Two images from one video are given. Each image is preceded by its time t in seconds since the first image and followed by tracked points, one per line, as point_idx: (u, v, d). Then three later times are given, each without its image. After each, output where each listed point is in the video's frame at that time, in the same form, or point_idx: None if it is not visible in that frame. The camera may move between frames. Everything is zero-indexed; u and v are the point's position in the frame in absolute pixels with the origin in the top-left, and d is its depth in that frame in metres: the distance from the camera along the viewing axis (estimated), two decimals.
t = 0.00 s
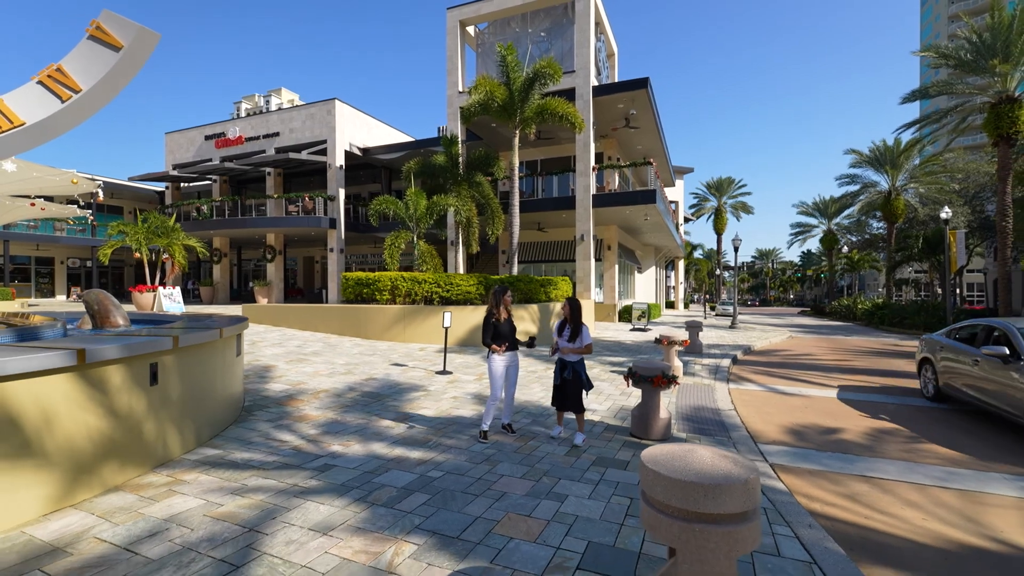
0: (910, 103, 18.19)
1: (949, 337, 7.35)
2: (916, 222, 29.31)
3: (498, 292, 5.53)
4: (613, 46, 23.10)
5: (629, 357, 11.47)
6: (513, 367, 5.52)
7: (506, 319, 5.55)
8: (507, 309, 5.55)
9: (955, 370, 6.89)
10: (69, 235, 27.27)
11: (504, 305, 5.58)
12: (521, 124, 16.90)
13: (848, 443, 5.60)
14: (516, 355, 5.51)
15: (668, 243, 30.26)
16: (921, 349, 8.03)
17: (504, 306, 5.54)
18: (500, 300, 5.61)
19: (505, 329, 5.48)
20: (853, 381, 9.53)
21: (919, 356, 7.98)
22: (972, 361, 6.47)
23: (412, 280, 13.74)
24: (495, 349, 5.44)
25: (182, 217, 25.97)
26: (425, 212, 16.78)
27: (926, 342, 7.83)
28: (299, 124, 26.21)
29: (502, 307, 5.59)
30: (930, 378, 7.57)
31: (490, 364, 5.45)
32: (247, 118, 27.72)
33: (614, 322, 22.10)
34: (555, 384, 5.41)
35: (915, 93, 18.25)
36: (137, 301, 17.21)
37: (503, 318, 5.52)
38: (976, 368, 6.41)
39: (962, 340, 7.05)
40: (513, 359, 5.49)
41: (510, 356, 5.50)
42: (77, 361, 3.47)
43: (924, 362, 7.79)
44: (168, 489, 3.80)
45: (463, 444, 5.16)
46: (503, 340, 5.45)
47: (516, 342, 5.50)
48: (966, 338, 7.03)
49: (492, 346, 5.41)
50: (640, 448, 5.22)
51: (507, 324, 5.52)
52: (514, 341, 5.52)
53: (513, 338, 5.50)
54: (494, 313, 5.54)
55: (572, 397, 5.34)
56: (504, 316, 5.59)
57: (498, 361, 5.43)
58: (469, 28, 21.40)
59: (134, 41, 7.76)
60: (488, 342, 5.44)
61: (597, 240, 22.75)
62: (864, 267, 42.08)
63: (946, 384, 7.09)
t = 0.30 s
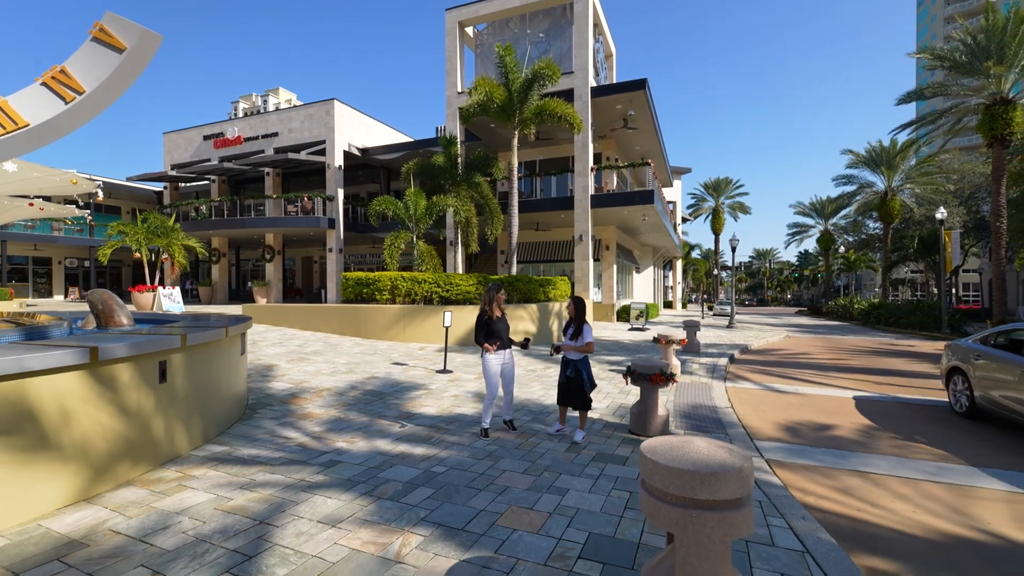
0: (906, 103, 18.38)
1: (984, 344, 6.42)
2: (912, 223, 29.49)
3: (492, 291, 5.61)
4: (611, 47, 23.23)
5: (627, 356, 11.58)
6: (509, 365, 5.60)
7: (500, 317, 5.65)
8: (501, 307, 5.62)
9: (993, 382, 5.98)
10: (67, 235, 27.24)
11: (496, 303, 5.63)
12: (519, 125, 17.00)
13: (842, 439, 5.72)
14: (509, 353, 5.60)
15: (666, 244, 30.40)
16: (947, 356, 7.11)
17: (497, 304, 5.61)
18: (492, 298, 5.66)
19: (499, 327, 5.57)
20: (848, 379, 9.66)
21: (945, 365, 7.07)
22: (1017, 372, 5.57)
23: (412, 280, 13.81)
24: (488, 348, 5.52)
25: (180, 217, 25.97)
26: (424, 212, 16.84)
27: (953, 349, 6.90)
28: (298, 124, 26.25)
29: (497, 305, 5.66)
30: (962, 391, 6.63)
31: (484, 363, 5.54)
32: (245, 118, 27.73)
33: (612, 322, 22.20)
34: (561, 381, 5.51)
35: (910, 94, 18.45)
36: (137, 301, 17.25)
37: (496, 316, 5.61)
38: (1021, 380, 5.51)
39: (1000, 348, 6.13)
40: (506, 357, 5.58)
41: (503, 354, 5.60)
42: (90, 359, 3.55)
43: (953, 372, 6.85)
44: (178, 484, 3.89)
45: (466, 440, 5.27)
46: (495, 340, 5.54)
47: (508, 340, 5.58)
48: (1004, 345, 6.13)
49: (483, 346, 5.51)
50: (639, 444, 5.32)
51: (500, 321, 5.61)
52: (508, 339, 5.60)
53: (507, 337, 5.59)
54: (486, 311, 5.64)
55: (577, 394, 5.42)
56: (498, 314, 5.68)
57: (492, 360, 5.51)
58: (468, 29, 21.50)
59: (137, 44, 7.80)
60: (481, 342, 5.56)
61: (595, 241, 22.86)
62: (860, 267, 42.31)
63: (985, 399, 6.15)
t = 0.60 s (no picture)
0: (900, 105, 18.57)
1: None
2: (907, 223, 29.71)
3: (487, 291, 5.70)
4: (608, 48, 23.36)
5: (625, 356, 11.70)
6: (506, 365, 5.71)
7: (496, 316, 5.75)
8: (496, 306, 5.72)
9: None
10: (64, 235, 27.19)
11: (492, 303, 5.73)
12: (517, 127, 17.11)
13: (834, 436, 5.86)
14: (504, 352, 5.69)
15: (663, 244, 30.61)
16: (985, 365, 6.18)
17: (493, 304, 5.71)
18: (488, 298, 5.75)
19: (495, 327, 5.66)
20: (842, 378, 9.83)
21: (983, 376, 6.15)
22: None
23: (411, 280, 13.89)
24: (483, 348, 5.63)
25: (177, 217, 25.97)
26: (423, 213, 16.93)
27: (995, 357, 5.96)
28: (296, 124, 26.29)
29: (493, 304, 5.76)
30: (1007, 408, 5.70)
31: (480, 364, 5.65)
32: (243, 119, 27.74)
33: (609, 322, 22.33)
34: (562, 381, 5.63)
35: (905, 96, 18.63)
36: (135, 301, 17.27)
37: (492, 316, 5.71)
38: None
39: None
40: (502, 357, 5.69)
41: (498, 354, 5.71)
42: (104, 358, 3.64)
43: (995, 386, 5.93)
44: (188, 479, 3.99)
45: (467, 438, 5.39)
46: (490, 340, 5.64)
47: (503, 339, 5.66)
48: None
49: (479, 346, 5.62)
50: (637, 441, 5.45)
51: (495, 321, 5.70)
52: (504, 339, 5.69)
53: (503, 336, 5.68)
54: (481, 311, 5.74)
55: (577, 394, 5.54)
56: (494, 314, 5.77)
57: (488, 361, 5.63)
58: (466, 30, 21.60)
59: (140, 46, 7.85)
60: (476, 342, 5.66)
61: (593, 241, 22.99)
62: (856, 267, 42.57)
63: None
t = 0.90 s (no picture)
0: (894, 107, 18.76)
1: None
2: (900, 224, 29.99)
3: (483, 291, 5.79)
4: (605, 50, 23.49)
5: (622, 356, 11.82)
6: (503, 365, 5.81)
7: (492, 316, 5.85)
8: (492, 306, 5.82)
9: None
10: (58, 235, 27.06)
11: (488, 303, 5.81)
12: (515, 128, 17.24)
13: (826, 433, 6.00)
14: (501, 352, 5.78)
15: (659, 244, 30.82)
16: None
17: (489, 304, 5.81)
18: (483, 298, 5.84)
19: (490, 327, 5.76)
20: (836, 377, 9.98)
21: None
22: None
23: (409, 280, 13.96)
24: (480, 348, 5.71)
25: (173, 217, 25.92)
26: (421, 213, 17.01)
27: None
28: (293, 124, 26.28)
29: (489, 305, 5.86)
30: None
31: (477, 364, 5.73)
32: (240, 119, 27.72)
33: (606, 322, 22.47)
34: (561, 381, 5.73)
35: (897, 99, 18.82)
36: (132, 301, 17.24)
37: (488, 317, 5.80)
38: None
39: None
40: (498, 357, 5.78)
41: (495, 354, 5.79)
42: (113, 356, 3.72)
43: None
44: (195, 476, 4.07)
45: (467, 435, 5.49)
46: (486, 341, 5.72)
47: (499, 339, 5.75)
48: None
49: (475, 347, 5.70)
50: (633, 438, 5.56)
51: (491, 321, 5.80)
52: (500, 339, 5.78)
53: (499, 336, 5.78)
54: (478, 312, 5.83)
55: (576, 394, 5.65)
56: (490, 314, 5.87)
57: (485, 361, 5.72)
58: (464, 31, 21.70)
59: (141, 48, 7.90)
60: (472, 342, 5.74)
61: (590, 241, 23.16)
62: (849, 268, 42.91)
63: None
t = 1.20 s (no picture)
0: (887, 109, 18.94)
1: None
2: (894, 224, 30.25)
3: (479, 290, 5.91)
4: (602, 51, 23.65)
5: (618, 355, 11.96)
6: (501, 363, 5.89)
7: (488, 314, 5.97)
8: (488, 305, 5.94)
9: None
10: (54, 235, 26.98)
11: (484, 303, 5.93)
12: (512, 128, 17.27)
13: (818, 430, 6.15)
14: (498, 350, 5.88)
15: (655, 245, 31.01)
16: None
17: (485, 303, 5.93)
18: (479, 297, 5.95)
19: (487, 326, 5.87)
20: (828, 375, 10.15)
21: None
22: None
23: (408, 280, 14.05)
24: (478, 346, 5.82)
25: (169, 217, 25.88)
26: (419, 214, 17.10)
27: None
28: (290, 124, 26.31)
29: (485, 303, 5.98)
30: None
31: (475, 362, 5.83)
32: (237, 119, 27.73)
33: (603, 322, 22.62)
34: (560, 379, 5.83)
35: (890, 101, 19.02)
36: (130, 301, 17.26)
37: (484, 316, 5.92)
38: None
39: None
40: (496, 355, 5.87)
41: (493, 353, 5.89)
42: (121, 355, 3.81)
43: None
44: (202, 471, 4.17)
45: (467, 432, 5.60)
46: (484, 339, 5.83)
47: (496, 337, 5.85)
48: None
49: (473, 346, 5.80)
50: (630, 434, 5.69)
51: (488, 320, 5.91)
52: (497, 337, 5.88)
53: (496, 334, 5.89)
54: (475, 311, 5.94)
55: (574, 391, 5.77)
56: (486, 312, 5.98)
57: (483, 359, 5.81)
58: (461, 32, 21.80)
59: (142, 49, 7.94)
60: (470, 341, 5.85)
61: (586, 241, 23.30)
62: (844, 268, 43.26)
63: None
